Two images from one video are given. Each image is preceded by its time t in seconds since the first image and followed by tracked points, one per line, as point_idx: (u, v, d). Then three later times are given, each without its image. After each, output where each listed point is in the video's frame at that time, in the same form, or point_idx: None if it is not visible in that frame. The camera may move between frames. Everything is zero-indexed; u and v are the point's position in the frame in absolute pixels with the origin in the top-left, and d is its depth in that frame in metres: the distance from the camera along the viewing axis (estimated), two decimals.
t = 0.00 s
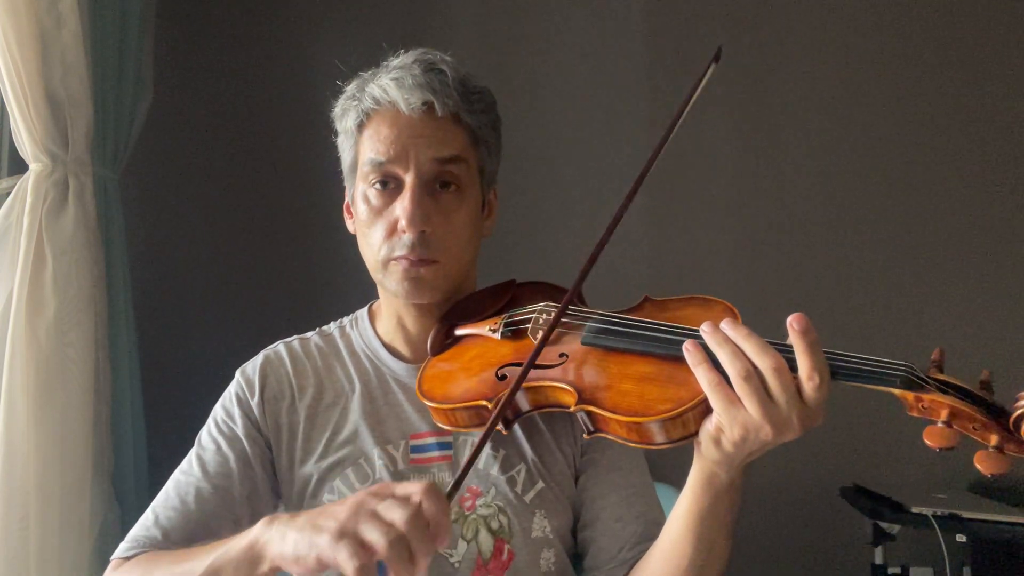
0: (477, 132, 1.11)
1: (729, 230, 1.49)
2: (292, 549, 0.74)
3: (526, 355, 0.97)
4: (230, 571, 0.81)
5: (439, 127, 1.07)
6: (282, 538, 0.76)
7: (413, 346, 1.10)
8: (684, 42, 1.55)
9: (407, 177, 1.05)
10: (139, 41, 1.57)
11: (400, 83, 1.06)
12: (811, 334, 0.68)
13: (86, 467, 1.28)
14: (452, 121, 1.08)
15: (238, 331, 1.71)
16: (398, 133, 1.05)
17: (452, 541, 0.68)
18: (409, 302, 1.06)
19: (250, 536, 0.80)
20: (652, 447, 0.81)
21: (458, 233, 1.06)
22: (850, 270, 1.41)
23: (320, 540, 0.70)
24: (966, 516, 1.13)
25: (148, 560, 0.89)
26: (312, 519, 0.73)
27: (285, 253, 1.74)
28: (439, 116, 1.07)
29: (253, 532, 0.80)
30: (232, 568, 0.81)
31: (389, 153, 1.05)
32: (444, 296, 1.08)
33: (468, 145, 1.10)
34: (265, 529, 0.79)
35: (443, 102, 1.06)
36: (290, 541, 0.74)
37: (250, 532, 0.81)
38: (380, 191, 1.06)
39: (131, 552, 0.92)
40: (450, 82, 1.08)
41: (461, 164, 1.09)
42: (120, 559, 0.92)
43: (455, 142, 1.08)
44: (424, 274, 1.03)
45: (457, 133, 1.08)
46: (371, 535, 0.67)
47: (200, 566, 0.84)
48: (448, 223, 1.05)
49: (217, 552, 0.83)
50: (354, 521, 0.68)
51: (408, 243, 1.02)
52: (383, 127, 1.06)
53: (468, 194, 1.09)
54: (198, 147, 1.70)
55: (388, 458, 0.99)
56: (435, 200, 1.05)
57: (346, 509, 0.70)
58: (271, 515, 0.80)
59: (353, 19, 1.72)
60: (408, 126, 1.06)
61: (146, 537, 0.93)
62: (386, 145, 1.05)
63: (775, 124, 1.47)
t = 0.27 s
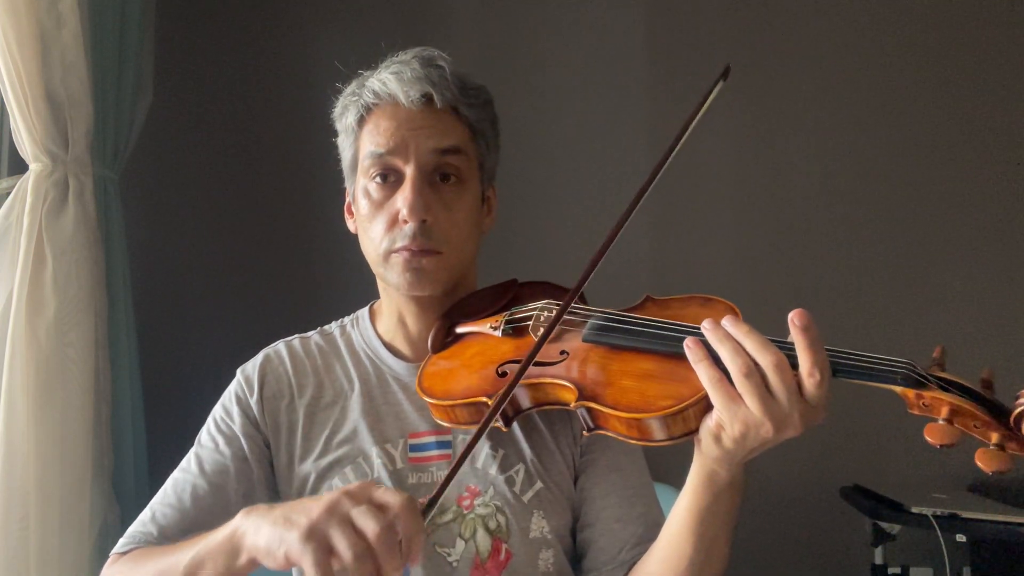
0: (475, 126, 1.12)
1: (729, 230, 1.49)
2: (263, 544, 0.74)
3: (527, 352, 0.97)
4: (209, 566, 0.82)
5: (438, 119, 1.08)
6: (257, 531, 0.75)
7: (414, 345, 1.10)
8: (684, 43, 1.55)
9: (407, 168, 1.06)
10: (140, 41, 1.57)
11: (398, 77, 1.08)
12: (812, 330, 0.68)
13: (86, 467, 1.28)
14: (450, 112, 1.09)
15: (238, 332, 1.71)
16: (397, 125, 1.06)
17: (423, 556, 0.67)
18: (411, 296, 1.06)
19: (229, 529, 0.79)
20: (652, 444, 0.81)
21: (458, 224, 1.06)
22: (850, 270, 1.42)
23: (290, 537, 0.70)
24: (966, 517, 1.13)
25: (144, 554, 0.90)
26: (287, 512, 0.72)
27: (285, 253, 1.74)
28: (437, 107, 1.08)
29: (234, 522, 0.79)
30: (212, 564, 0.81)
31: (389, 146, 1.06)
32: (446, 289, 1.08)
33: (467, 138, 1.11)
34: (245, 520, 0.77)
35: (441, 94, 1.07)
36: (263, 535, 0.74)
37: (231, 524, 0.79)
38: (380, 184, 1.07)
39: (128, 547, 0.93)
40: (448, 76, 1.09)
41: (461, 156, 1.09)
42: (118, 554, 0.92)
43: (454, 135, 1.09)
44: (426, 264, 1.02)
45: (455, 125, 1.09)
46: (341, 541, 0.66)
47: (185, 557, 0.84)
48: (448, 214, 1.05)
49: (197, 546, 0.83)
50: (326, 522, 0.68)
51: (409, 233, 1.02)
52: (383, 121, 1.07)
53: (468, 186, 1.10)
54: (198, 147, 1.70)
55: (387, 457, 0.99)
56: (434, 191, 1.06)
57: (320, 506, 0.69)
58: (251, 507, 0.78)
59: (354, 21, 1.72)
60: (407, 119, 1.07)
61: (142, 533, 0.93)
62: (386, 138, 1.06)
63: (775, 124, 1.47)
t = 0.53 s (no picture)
0: (472, 122, 1.13)
1: (727, 229, 1.50)
2: (290, 527, 0.74)
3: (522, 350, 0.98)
4: (226, 554, 0.82)
5: (435, 115, 1.09)
6: (280, 516, 0.76)
7: (414, 343, 1.11)
8: (681, 43, 1.56)
9: (404, 164, 1.06)
10: (139, 43, 1.58)
11: (395, 74, 1.09)
12: (798, 322, 0.68)
13: (86, 467, 1.28)
14: (446, 108, 1.10)
15: (238, 333, 1.72)
16: (394, 122, 1.07)
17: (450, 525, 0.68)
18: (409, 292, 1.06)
19: (248, 516, 0.80)
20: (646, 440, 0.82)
21: (456, 219, 1.07)
22: (847, 269, 1.42)
23: (318, 517, 0.70)
24: (966, 516, 1.12)
25: (150, 548, 0.89)
26: (311, 494, 0.73)
27: (285, 254, 1.74)
28: (433, 103, 1.09)
29: (251, 510, 0.80)
30: (228, 553, 0.82)
31: (386, 142, 1.07)
32: (444, 285, 1.08)
33: (463, 134, 1.12)
34: (262, 509, 0.79)
35: (437, 90, 1.08)
36: (288, 519, 0.74)
37: (249, 513, 0.80)
38: (378, 181, 1.07)
39: (131, 544, 0.92)
40: (444, 73, 1.10)
41: (457, 152, 1.10)
42: (120, 550, 0.91)
43: (451, 131, 1.10)
44: (424, 259, 1.03)
45: (452, 122, 1.10)
46: (371, 514, 0.67)
47: (200, 547, 0.84)
48: (446, 209, 1.06)
49: (211, 536, 0.84)
50: (354, 498, 0.68)
51: (408, 227, 1.02)
52: (380, 118, 1.08)
53: (465, 182, 1.10)
54: (198, 149, 1.71)
55: (387, 455, 0.99)
56: (431, 186, 1.07)
57: (346, 485, 0.70)
58: (268, 495, 0.80)
59: (352, 22, 1.73)
60: (404, 116, 1.08)
61: (145, 530, 0.92)
62: (383, 135, 1.07)
63: (771, 124, 1.48)
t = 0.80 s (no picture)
0: (472, 117, 1.14)
1: (726, 228, 1.50)
2: (257, 540, 0.74)
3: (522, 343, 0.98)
4: (195, 555, 0.82)
5: (437, 108, 1.10)
6: (249, 526, 0.75)
7: (416, 338, 1.11)
8: (680, 42, 1.56)
9: (407, 156, 1.07)
10: (139, 44, 1.58)
11: (397, 68, 1.10)
12: (796, 310, 0.69)
13: (87, 467, 1.28)
14: (447, 102, 1.11)
15: (238, 335, 1.72)
16: (397, 114, 1.08)
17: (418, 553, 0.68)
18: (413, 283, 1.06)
19: (217, 520, 0.79)
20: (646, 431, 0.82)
21: (459, 210, 1.07)
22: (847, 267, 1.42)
23: (286, 534, 0.70)
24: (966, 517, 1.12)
25: (126, 537, 0.89)
26: (280, 509, 0.72)
27: (285, 255, 1.75)
28: (435, 96, 1.11)
29: (222, 513, 0.79)
30: (194, 553, 0.82)
31: (389, 135, 1.08)
32: (448, 276, 1.08)
33: (464, 128, 1.13)
34: (233, 513, 0.78)
35: (439, 84, 1.10)
36: (256, 531, 0.74)
37: (219, 515, 0.80)
38: (381, 173, 1.08)
39: (110, 531, 0.91)
40: (444, 68, 1.12)
41: (459, 145, 1.11)
42: (98, 537, 0.91)
43: (452, 123, 1.11)
44: (429, 247, 1.03)
45: (453, 115, 1.12)
46: (338, 540, 0.67)
47: (169, 546, 0.84)
48: (449, 200, 1.07)
49: (179, 538, 0.83)
50: (323, 521, 0.68)
51: (412, 216, 1.02)
52: (383, 112, 1.09)
53: (466, 174, 1.11)
54: (198, 150, 1.71)
55: (387, 451, 0.99)
56: (434, 177, 1.07)
57: (316, 505, 0.69)
58: (239, 499, 0.79)
59: (352, 23, 1.74)
60: (406, 109, 1.09)
61: (125, 518, 0.92)
62: (386, 127, 1.08)
63: (771, 120, 1.47)
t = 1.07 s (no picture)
0: (472, 118, 1.15)
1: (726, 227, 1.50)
2: (262, 503, 0.73)
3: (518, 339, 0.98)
4: (188, 526, 0.81)
5: (437, 108, 1.11)
6: (253, 491, 0.74)
7: (416, 337, 1.12)
8: (679, 42, 1.56)
9: (407, 155, 1.08)
10: (140, 44, 1.58)
11: (398, 69, 1.11)
12: (787, 303, 0.68)
13: (86, 468, 1.27)
14: (447, 103, 1.12)
15: (237, 335, 1.71)
16: (397, 114, 1.09)
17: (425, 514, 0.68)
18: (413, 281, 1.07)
19: (216, 488, 0.79)
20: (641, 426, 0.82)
21: (458, 209, 1.08)
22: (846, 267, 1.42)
23: (292, 496, 0.69)
24: (967, 517, 1.12)
25: (115, 510, 0.87)
26: (286, 472, 0.71)
27: (284, 256, 1.74)
28: (434, 96, 1.11)
29: (221, 482, 0.78)
30: (189, 522, 0.80)
31: (389, 134, 1.08)
32: (447, 275, 1.08)
33: (464, 128, 1.14)
34: (234, 480, 0.77)
35: (439, 84, 1.10)
36: (261, 495, 0.73)
37: (217, 484, 0.79)
38: (381, 172, 1.08)
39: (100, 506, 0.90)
40: (444, 69, 1.13)
41: (459, 144, 1.12)
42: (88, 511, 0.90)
43: (452, 123, 1.11)
44: (428, 245, 1.03)
45: (453, 115, 1.12)
46: (347, 499, 0.66)
47: (160, 518, 0.83)
48: (449, 199, 1.07)
49: (174, 507, 0.82)
50: (331, 480, 0.67)
51: (411, 214, 1.02)
52: (384, 112, 1.10)
53: (466, 174, 1.11)
54: (199, 150, 1.71)
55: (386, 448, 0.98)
56: (434, 176, 1.07)
57: (324, 466, 0.68)
58: (241, 467, 0.79)
59: (352, 24, 1.74)
60: (407, 109, 1.09)
61: (116, 495, 0.91)
62: (386, 127, 1.09)
63: (770, 120, 1.47)
